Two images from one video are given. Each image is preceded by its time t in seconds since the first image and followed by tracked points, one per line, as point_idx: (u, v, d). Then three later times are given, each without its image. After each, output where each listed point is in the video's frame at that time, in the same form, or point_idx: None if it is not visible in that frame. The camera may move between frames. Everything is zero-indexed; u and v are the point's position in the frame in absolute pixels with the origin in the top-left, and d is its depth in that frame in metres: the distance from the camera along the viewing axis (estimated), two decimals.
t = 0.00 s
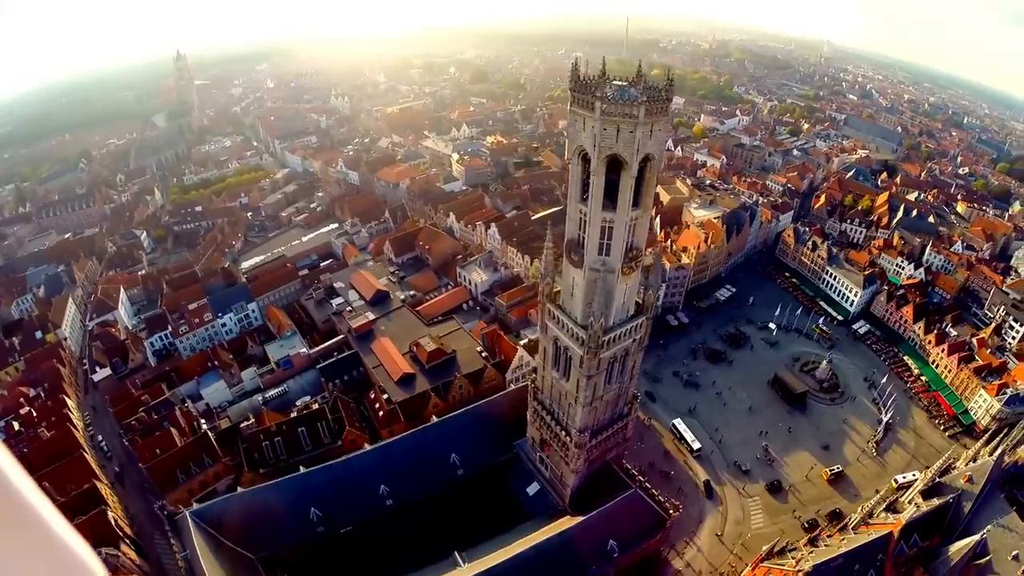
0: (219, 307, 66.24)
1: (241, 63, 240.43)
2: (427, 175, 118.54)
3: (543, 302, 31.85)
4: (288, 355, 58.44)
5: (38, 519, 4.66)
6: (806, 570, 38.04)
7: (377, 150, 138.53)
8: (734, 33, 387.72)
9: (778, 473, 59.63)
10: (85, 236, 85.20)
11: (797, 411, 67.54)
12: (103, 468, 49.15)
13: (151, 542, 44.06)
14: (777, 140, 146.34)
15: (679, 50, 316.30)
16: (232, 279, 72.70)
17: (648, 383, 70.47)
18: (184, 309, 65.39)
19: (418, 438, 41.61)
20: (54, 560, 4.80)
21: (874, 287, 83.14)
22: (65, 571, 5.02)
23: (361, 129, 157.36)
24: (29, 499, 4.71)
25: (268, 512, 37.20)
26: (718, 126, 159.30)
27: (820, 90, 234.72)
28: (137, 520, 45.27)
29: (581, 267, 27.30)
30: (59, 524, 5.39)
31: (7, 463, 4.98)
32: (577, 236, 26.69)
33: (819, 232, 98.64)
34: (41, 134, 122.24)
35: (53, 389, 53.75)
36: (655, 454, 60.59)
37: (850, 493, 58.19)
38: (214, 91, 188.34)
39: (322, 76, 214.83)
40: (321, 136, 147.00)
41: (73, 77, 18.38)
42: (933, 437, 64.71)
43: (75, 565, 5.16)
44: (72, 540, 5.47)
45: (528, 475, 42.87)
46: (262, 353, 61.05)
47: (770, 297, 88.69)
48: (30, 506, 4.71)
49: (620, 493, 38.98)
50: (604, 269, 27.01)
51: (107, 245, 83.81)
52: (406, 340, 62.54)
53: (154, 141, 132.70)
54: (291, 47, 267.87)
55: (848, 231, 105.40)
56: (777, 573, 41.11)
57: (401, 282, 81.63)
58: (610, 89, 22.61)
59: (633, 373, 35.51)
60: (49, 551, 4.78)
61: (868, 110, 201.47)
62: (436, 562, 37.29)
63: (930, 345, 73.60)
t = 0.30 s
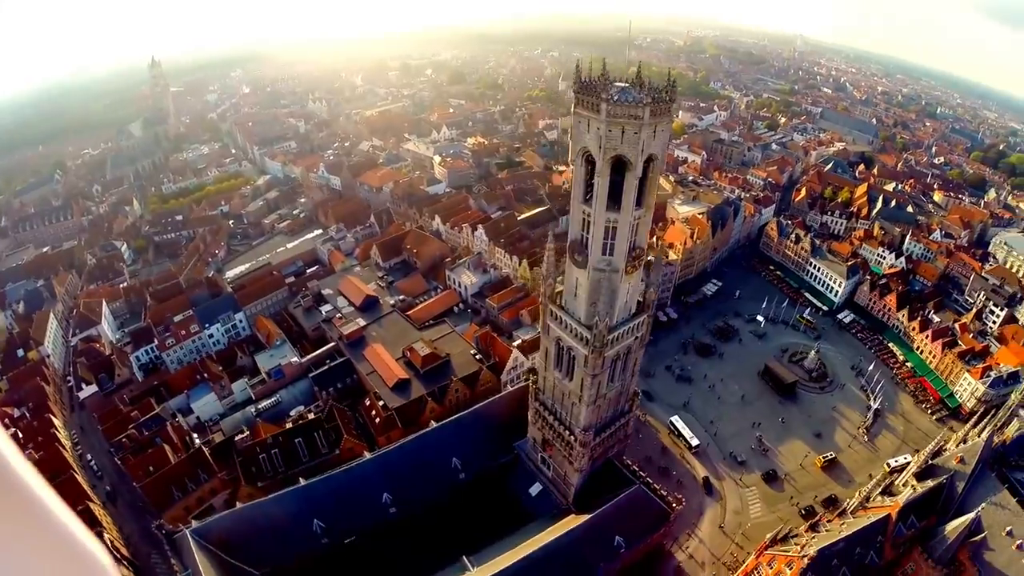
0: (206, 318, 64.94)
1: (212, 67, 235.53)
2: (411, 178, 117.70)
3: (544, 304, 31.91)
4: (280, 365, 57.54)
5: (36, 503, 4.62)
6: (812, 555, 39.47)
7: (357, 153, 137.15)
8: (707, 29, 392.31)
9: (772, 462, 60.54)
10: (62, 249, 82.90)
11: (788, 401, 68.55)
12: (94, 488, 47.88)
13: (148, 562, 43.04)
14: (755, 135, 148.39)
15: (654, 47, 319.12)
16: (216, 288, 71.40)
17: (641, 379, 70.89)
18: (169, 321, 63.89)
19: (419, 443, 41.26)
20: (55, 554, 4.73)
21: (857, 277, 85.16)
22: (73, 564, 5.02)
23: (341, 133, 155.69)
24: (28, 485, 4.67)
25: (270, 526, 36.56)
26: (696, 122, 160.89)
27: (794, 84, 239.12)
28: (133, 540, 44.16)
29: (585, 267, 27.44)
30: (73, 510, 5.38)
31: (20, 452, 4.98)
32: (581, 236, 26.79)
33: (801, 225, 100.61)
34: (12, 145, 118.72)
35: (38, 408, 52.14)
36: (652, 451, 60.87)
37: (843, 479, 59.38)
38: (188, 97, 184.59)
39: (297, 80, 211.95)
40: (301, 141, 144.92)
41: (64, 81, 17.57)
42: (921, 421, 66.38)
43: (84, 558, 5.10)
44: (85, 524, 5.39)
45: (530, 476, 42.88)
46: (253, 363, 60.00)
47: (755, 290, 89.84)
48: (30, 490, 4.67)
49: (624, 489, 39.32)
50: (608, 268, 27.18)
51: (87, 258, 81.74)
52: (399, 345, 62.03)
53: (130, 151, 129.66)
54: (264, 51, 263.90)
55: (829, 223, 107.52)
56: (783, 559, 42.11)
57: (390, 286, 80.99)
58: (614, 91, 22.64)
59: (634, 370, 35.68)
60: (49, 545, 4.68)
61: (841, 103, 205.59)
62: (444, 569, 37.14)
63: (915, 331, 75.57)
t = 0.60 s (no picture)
0: (191, 332, 63.65)
1: (180, 74, 229.70)
2: (392, 182, 116.83)
3: (544, 307, 32.26)
4: (269, 376, 56.50)
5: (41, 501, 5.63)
6: (814, 539, 40.61)
7: (336, 158, 135.62)
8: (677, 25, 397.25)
9: (765, 452, 61.74)
10: (37, 265, 80.52)
11: (777, 391, 69.90)
12: (86, 511, 46.65)
13: None
14: (731, 129, 150.70)
15: (626, 44, 321.65)
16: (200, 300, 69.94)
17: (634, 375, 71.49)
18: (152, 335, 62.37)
19: (419, 449, 41.29)
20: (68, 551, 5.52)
21: (838, 268, 88.08)
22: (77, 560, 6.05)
23: (316, 138, 153.57)
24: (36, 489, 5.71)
25: (275, 541, 36.17)
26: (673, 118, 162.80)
27: (765, 79, 243.96)
28: (131, 562, 43.27)
29: (586, 268, 27.80)
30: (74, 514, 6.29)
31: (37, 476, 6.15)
32: (582, 238, 27.17)
33: (781, 218, 102.86)
34: None
35: (22, 431, 50.56)
36: (648, 447, 61.35)
37: (834, 465, 60.93)
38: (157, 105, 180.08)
39: (269, 85, 208.37)
40: (277, 147, 142.56)
41: (39, 85, 16.37)
42: (907, 405, 68.84)
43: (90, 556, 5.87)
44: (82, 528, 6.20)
45: (530, 476, 43.07)
46: (242, 376, 59.00)
47: (739, 283, 91.31)
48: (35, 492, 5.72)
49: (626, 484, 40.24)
50: (609, 268, 27.60)
51: (63, 273, 79.57)
52: (391, 351, 61.65)
53: (103, 162, 126.31)
54: (233, 56, 258.23)
55: (807, 215, 110.15)
56: (786, 544, 42.69)
57: (376, 292, 80.20)
58: (614, 94, 22.96)
59: (634, 367, 36.07)
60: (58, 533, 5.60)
61: (811, 96, 210.23)
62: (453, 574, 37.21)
63: (897, 318, 78.58)
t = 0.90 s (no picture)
0: (177, 345, 62.55)
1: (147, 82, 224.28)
2: (373, 187, 115.93)
3: (545, 309, 32.92)
4: (260, 389, 55.61)
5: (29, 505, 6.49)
6: (815, 525, 42.05)
7: (314, 165, 134.08)
8: (649, 23, 401.99)
9: (757, 442, 63.23)
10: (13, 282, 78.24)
11: (766, 383, 71.58)
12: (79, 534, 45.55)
13: None
14: (707, 125, 152.99)
15: (599, 43, 324.16)
16: (184, 313, 68.69)
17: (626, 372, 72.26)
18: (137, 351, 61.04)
19: (420, 456, 41.42)
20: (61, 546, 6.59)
21: (820, 259, 90.81)
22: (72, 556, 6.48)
23: (293, 144, 151.67)
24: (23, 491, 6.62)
25: (280, 556, 36.03)
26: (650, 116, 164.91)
27: (738, 74, 248.30)
28: None
29: (588, 270, 28.47)
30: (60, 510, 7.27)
31: (25, 464, 7.13)
32: (583, 240, 27.80)
33: (761, 212, 104.99)
34: None
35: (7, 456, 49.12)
36: (644, 443, 61.96)
37: (825, 451, 62.82)
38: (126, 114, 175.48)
39: (242, 92, 205.01)
40: (254, 154, 140.13)
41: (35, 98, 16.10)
42: (892, 390, 71.70)
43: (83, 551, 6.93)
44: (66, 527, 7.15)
45: (530, 477, 43.34)
46: (231, 390, 58.16)
47: (722, 277, 92.71)
48: (30, 491, 6.66)
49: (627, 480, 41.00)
50: (610, 269, 28.30)
51: (41, 290, 77.53)
52: (382, 358, 61.20)
53: (78, 174, 123.31)
54: (203, 62, 253.40)
55: (786, 208, 112.77)
56: (786, 531, 43.92)
57: (364, 299, 79.43)
58: (615, 98, 23.53)
59: (632, 364, 36.81)
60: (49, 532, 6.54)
61: (782, 91, 214.74)
62: None
63: (878, 306, 81.84)
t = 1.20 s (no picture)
0: (164, 360, 61.70)
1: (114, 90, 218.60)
2: (355, 192, 115.02)
3: (545, 312, 33.32)
4: (253, 401, 54.91)
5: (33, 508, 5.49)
6: (815, 511, 43.37)
7: (293, 171, 132.39)
8: (621, 22, 405.45)
9: (749, 433, 64.59)
10: None
11: (755, 374, 73.04)
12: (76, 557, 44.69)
13: None
14: (685, 122, 155.06)
15: (572, 42, 325.97)
16: (169, 327, 67.56)
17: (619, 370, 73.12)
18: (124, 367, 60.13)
19: (423, 463, 41.48)
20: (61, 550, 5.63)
21: (801, 251, 92.86)
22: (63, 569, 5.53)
23: (271, 151, 149.19)
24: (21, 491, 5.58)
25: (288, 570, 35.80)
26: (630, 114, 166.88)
27: (711, 70, 251.92)
28: None
29: (590, 272, 29.03)
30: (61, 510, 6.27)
31: (19, 472, 6.11)
32: (584, 242, 28.30)
33: (742, 206, 106.71)
34: None
35: None
36: (640, 439, 62.86)
37: (815, 439, 64.54)
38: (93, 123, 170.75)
39: (214, 98, 201.20)
40: (230, 162, 137.71)
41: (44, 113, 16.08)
42: (877, 377, 74.19)
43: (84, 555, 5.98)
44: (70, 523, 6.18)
45: (532, 479, 43.81)
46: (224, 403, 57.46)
47: (706, 272, 94.08)
48: (32, 499, 5.67)
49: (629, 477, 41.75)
50: (612, 270, 28.89)
51: (19, 308, 75.49)
52: (375, 365, 60.94)
53: (50, 187, 119.99)
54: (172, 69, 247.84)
55: (765, 201, 115.08)
56: (785, 518, 45.42)
57: (352, 306, 78.63)
58: (616, 104, 24.16)
59: (631, 362, 37.51)
60: (58, 543, 5.61)
61: (754, 86, 218.76)
62: None
63: (861, 296, 84.45)
